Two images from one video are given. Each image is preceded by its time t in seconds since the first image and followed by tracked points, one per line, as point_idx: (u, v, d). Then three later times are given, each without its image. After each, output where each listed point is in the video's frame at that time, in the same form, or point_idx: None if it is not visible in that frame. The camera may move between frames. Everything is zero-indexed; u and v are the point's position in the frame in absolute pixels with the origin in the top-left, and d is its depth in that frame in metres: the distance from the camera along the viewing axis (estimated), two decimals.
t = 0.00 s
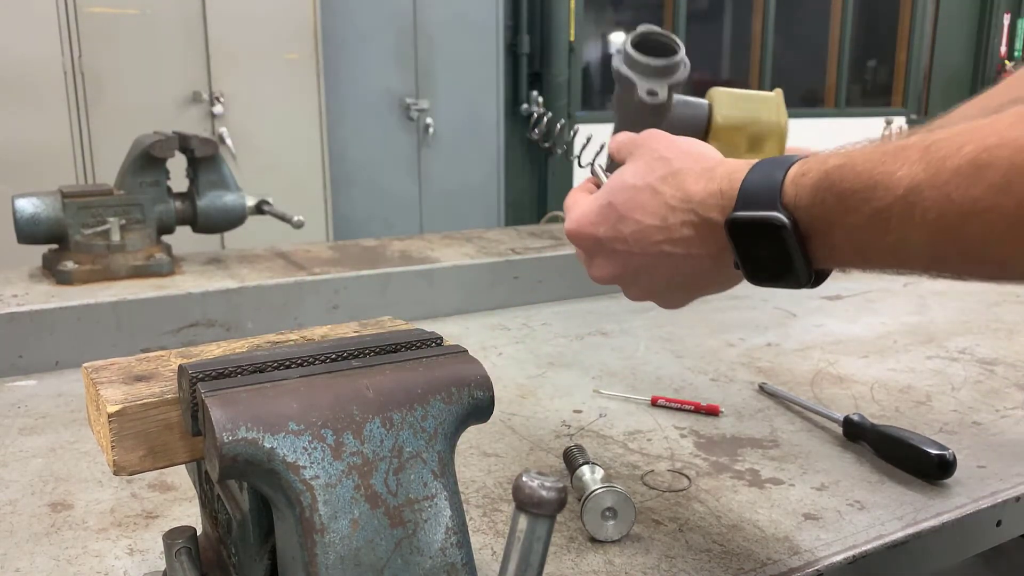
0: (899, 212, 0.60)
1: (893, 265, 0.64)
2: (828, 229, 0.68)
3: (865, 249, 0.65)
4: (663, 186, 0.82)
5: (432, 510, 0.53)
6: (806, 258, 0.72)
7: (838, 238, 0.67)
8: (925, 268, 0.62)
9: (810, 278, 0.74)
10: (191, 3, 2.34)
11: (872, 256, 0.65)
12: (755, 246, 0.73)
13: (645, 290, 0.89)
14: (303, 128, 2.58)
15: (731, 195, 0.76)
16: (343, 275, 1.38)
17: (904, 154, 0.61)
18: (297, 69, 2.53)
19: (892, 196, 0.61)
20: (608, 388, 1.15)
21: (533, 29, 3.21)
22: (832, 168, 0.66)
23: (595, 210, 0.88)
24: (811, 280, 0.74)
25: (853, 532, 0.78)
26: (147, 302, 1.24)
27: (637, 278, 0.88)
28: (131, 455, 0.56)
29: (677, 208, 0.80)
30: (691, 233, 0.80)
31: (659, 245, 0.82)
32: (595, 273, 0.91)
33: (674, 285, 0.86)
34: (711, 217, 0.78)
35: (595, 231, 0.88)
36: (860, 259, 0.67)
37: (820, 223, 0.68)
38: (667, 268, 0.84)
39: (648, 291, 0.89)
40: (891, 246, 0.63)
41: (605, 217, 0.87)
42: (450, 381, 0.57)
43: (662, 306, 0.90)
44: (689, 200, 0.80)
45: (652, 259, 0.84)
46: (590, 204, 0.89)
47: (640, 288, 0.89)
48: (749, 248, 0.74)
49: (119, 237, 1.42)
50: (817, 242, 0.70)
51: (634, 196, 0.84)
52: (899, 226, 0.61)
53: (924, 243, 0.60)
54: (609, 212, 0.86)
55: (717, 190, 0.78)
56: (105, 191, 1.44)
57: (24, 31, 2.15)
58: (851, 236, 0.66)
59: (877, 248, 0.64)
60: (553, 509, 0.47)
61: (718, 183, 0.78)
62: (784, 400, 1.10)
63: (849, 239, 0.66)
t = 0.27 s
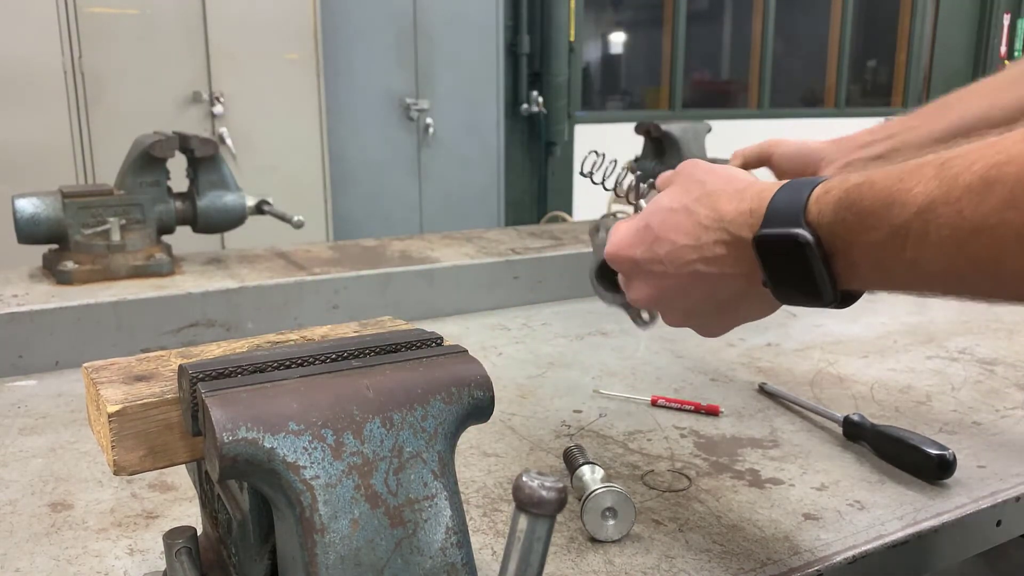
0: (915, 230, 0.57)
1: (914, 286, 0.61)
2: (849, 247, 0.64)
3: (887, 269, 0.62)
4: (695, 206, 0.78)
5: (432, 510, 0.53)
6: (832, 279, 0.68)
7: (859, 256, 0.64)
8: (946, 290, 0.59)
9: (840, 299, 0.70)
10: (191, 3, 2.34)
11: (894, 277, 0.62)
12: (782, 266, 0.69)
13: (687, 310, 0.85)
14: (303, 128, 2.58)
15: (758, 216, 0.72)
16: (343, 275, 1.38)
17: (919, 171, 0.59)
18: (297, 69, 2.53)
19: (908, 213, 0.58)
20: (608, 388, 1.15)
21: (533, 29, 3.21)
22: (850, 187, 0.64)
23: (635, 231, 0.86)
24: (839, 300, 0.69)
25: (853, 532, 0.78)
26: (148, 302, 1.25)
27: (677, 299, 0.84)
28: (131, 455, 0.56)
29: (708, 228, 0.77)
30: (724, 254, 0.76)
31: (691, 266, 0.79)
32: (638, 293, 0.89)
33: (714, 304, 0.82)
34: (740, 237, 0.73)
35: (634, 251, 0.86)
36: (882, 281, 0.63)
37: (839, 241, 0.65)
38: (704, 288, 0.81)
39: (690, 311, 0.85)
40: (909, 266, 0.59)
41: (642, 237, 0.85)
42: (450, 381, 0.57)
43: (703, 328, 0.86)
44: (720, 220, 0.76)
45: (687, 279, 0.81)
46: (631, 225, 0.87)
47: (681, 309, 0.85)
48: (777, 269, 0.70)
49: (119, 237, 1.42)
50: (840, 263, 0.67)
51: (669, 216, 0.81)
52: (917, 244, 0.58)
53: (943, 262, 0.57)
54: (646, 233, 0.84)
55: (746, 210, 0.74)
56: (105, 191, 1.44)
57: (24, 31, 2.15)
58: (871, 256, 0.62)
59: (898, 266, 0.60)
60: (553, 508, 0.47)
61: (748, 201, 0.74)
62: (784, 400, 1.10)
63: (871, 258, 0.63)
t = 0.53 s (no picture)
0: (905, 218, 0.56)
1: (902, 280, 0.59)
2: (834, 246, 0.62)
3: (871, 262, 0.60)
4: (674, 218, 0.72)
5: (432, 510, 0.53)
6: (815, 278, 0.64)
7: (842, 252, 0.62)
8: (935, 281, 0.57)
9: (820, 300, 0.66)
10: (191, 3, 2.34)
11: (880, 272, 0.60)
12: (771, 268, 0.65)
13: (663, 329, 0.75)
14: (303, 128, 2.58)
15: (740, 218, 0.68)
16: (343, 275, 1.38)
17: (904, 164, 0.58)
18: (297, 69, 2.53)
19: (896, 202, 0.57)
20: (608, 388, 1.15)
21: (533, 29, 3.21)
22: (836, 185, 0.62)
23: (606, 247, 0.75)
24: (818, 301, 0.66)
25: (853, 532, 0.78)
26: (148, 301, 1.25)
27: (654, 316, 0.74)
28: (132, 455, 0.56)
29: (690, 233, 0.70)
30: (708, 259, 0.70)
31: (670, 272, 0.70)
32: (610, 315, 0.76)
33: (692, 321, 0.73)
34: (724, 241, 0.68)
35: (607, 266, 0.74)
36: (867, 280, 0.61)
37: (822, 236, 0.63)
38: (684, 301, 0.72)
39: (666, 331, 0.75)
40: (898, 258, 0.58)
41: (616, 251, 0.74)
42: (450, 381, 0.57)
43: (674, 352, 0.77)
44: (701, 227, 0.70)
45: (665, 292, 0.72)
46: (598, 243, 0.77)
47: (657, 330, 0.75)
48: (766, 268, 0.65)
49: (119, 237, 1.42)
50: (819, 263, 0.64)
51: (644, 230, 0.73)
52: (907, 231, 0.56)
53: (935, 249, 0.55)
54: (620, 246, 0.74)
55: (728, 216, 0.69)
56: (105, 191, 1.44)
57: (24, 31, 2.15)
58: (857, 252, 0.60)
59: (883, 258, 0.59)
60: (553, 509, 0.47)
61: (730, 207, 0.70)
62: (784, 400, 1.10)
63: (854, 253, 0.60)
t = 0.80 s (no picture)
0: (925, 213, 0.59)
1: (919, 269, 0.62)
2: (852, 244, 0.63)
3: (892, 257, 0.62)
4: (682, 233, 0.70)
5: (432, 510, 0.53)
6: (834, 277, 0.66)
7: (862, 250, 0.63)
8: (949, 268, 0.61)
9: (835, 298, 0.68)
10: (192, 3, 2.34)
11: (899, 266, 0.62)
12: (794, 271, 0.65)
13: (674, 343, 0.72)
14: (303, 128, 2.58)
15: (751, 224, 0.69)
16: (343, 276, 1.38)
17: (914, 164, 0.61)
18: (297, 69, 2.53)
19: (916, 198, 0.59)
20: (608, 388, 1.15)
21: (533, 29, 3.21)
22: (849, 188, 0.64)
23: (609, 266, 0.70)
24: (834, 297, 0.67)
25: (853, 531, 0.78)
26: (148, 301, 1.25)
27: (668, 331, 0.70)
28: (132, 455, 0.56)
29: (705, 245, 0.69)
30: (724, 269, 0.69)
31: (690, 284, 0.68)
32: (623, 337, 0.70)
33: (705, 331, 0.71)
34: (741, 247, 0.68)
35: (620, 284, 0.68)
36: (886, 274, 0.63)
37: (841, 235, 0.64)
38: (700, 311, 0.70)
39: (677, 344, 0.72)
40: (917, 250, 0.61)
41: (626, 270, 0.69)
42: (450, 381, 0.57)
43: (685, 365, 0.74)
44: (713, 236, 0.69)
45: (683, 304, 0.69)
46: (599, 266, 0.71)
47: (668, 344, 0.71)
48: (791, 274, 0.65)
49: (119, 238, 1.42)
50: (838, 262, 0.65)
51: (653, 246, 0.69)
52: (927, 225, 0.59)
53: (956, 238, 0.59)
54: (630, 264, 0.69)
55: (739, 226, 0.69)
56: (105, 191, 1.44)
57: (24, 31, 2.15)
58: (878, 249, 0.62)
59: (903, 251, 0.61)
60: (553, 508, 0.47)
61: (738, 219, 0.70)
62: (784, 400, 1.10)
63: (875, 250, 0.62)
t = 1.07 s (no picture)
0: (938, 210, 0.57)
1: (932, 269, 0.60)
2: (861, 241, 0.61)
3: (902, 258, 0.60)
4: (680, 231, 0.68)
5: (432, 510, 0.53)
6: (841, 279, 0.63)
7: (870, 251, 0.61)
8: (964, 266, 0.59)
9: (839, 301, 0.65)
10: (192, 3, 2.34)
11: (910, 267, 0.60)
12: (799, 273, 0.63)
13: (669, 347, 0.70)
14: (303, 128, 2.58)
15: (757, 222, 0.66)
16: (343, 276, 1.38)
17: (929, 160, 0.59)
18: (297, 69, 2.53)
19: (930, 195, 0.57)
20: (608, 388, 1.15)
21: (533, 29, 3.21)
22: (859, 186, 0.62)
23: (605, 265, 0.69)
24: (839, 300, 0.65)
25: (853, 531, 0.78)
26: (148, 301, 1.25)
27: (662, 334, 0.69)
28: (132, 455, 0.56)
29: (704, 244, 0.66)
30: (727, 270, 0.66)
31: (688, 285, 0.66)
32: (616, 337, 0.69)
33: (702, 335, 0.69)
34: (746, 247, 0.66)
35: (613, 283, 0.68)
36: (895, 274, 0.61)
37: (849, 236, 0.61)
38: (697, 314, 0.68)
39: (673, 347, 0.70)
40: (930, 250, 0.58)
41: (620, 268, 0.68)
42: (450, 381, 0.57)
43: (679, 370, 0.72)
44: (715, 236, 0.67)
45: (681, 306, 0.67)
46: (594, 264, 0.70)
47: (663, 348, 0.70)
48: (797, 276, 0.63)
49: (119, 238, 1.42)
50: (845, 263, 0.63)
51: (649, 244, 0.68)
52: (940, 223, 0.57)
53: (969, 238, 0.56)
54: (624, 263, 0.68)
55: (741, 225, 0.66)
56: (105, 191, 1.44)
57: (24, 31, 2.15)
58: (886, 248, 0.60)
59: (913, 251, 0.59)
60: (554, 508, 0.47)
61: (742, 216, 0.67)
62: (784, 400, 1.10)
63: (886, 250, 0.60)
